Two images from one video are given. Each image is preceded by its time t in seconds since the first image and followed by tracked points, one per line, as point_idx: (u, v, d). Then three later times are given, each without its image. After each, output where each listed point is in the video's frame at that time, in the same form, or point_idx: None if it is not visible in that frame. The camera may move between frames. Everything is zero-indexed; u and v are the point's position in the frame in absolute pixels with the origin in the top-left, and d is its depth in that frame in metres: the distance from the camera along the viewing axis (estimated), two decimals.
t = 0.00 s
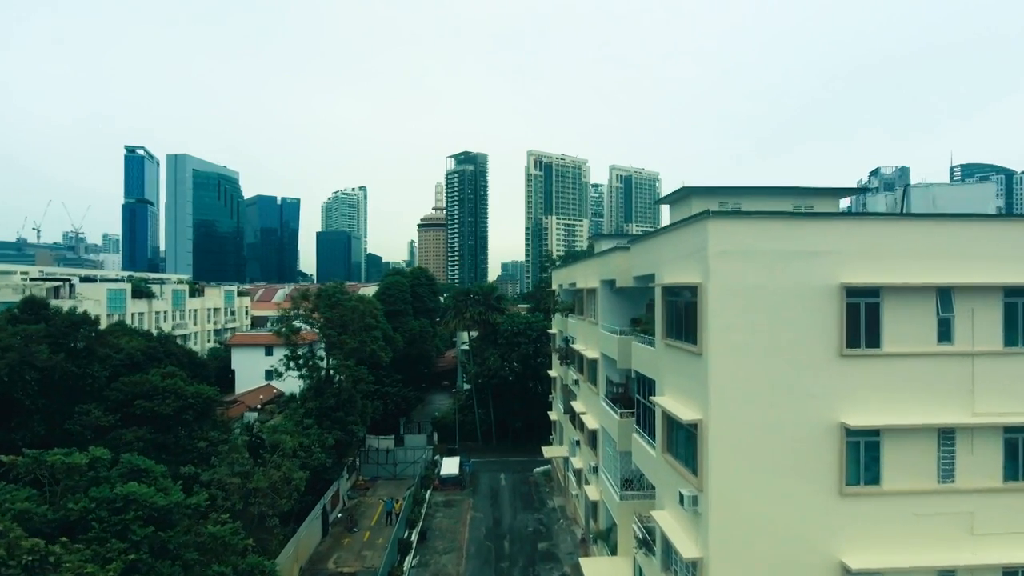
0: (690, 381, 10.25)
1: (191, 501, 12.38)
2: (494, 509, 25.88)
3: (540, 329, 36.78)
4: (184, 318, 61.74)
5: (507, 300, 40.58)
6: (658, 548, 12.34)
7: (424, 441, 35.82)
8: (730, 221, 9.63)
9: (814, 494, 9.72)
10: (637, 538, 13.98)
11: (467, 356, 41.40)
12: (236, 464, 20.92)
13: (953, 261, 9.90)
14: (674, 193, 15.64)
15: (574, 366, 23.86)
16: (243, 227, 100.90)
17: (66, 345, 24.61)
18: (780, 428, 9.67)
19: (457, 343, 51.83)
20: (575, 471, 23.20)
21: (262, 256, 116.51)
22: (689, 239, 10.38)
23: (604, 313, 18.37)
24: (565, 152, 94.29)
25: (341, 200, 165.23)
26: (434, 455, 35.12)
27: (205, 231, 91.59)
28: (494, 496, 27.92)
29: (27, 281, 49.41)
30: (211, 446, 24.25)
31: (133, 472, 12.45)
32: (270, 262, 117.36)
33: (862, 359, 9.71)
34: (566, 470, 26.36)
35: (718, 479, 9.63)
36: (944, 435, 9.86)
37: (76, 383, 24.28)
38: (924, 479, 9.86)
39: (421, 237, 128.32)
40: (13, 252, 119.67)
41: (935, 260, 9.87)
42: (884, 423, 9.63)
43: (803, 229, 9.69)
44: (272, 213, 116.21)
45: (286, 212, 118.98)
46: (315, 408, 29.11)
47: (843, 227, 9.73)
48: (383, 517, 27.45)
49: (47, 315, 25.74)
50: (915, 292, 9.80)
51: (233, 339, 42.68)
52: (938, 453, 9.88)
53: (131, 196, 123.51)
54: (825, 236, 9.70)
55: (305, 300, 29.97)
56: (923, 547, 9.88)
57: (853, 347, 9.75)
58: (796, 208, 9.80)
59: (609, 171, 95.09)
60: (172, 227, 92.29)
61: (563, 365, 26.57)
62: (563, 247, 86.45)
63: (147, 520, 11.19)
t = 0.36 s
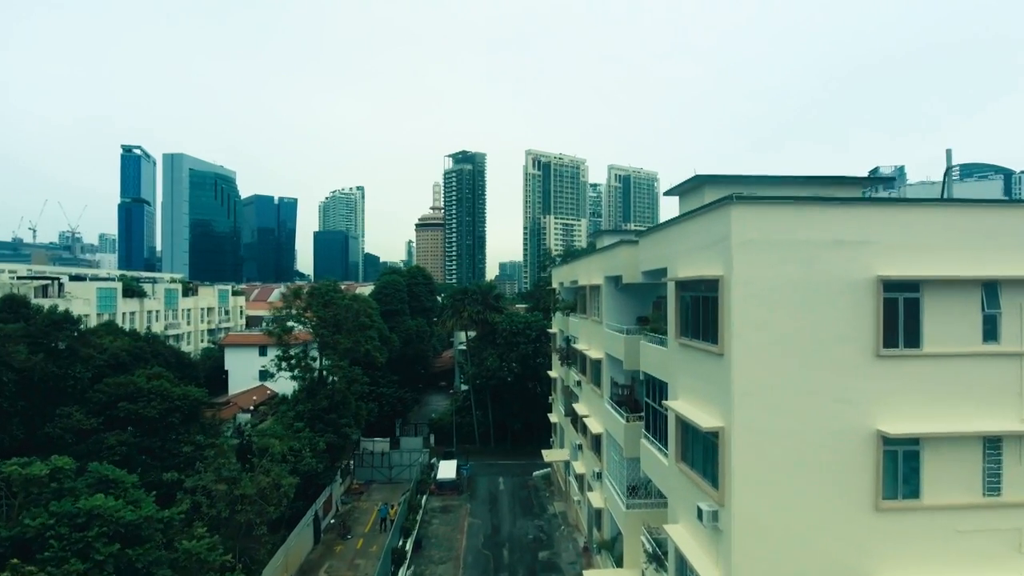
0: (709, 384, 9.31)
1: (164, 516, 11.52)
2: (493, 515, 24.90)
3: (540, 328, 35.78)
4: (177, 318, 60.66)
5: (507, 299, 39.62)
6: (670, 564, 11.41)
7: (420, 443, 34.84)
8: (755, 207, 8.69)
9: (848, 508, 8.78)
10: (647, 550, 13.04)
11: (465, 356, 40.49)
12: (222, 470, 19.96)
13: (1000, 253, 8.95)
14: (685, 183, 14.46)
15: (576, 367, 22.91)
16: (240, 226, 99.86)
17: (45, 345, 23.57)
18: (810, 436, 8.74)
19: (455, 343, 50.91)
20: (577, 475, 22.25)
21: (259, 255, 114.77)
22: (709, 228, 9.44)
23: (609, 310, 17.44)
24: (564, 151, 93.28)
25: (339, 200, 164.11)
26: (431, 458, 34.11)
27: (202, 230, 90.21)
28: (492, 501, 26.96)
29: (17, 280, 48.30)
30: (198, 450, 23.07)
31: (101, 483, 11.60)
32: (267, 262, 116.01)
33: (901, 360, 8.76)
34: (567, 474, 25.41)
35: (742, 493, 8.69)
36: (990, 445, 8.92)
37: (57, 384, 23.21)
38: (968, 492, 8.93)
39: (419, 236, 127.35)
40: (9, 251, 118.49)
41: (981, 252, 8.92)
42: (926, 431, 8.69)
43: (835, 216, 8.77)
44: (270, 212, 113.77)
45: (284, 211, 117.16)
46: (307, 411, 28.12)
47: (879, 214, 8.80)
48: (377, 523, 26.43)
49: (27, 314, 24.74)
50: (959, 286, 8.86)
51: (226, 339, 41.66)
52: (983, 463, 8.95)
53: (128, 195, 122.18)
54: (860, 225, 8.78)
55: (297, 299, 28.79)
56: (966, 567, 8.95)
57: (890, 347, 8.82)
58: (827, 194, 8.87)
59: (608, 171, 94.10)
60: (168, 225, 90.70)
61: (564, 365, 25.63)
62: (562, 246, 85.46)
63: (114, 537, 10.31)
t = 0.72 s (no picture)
0: (719, 387, 8.61)
1: (125, 531, 11.17)
2: (481, 521, 24.10)
3: (529, 328, 35.02)
4: (157, 319, 59.13)
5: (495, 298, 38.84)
6: None
7: (406, 446, 33.93)
8: (771, 193, 7.98)
9: (869, 520, 8.11)
10: (647, 562, 12.32)
11: (453, 357, 39.65)
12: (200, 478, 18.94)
13: None
14: (683, 175, 13.72)
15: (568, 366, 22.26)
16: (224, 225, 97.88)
17: (13, 347, 22.49)
18: (829, 443, 8.07)
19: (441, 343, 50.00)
20: (569, 479, 21.53)
21: (244, 255, 112.71)
22: (720, 218, 8.73)
23: (604, 309, 16.81)
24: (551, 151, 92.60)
25: (325, 200, 162.11)
26: (417, 462, 33.21)
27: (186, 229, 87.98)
28: (481, 506, 26.16)
29: None
30: (173, 455, 21.68)
31: (58, 496, 11.29)
32: (252, 262, 113.98)
33: (926, 360, 8.09)
34: (558, 477, 24.71)
35: (756, 506, 7.97)
36: (1018, 452, 8.28)
37: (24, 387, 22.08)
38: (995, 503, 8.29)
39: (406, 236, 126.21)
40: None
41: (1009, 243, 8.28)
42: (954, 438, 8.01)
43: (857, 205, 8.09)
44: (255, 212, 112.12)
45: (270, 211, 115.18)
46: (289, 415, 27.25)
47: (903, 202, 8.13)
48: (362, 530, 25.49)
49: None
50: (987, 280, 8.21)
51: (207, 339, 40.45)
52: (1011, 472, 8.31)
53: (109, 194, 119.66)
54: (883, 214, 8.09)
55: (279, 300, 28.04)
56: None
57: (915, 346, 8.15)
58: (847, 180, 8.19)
59: (596, 171, 93.58)
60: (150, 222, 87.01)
61: (555, 367, 24.91)
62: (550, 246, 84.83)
63: (67, 556, 10.08)
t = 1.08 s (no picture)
0: (729, 390, 7.94)
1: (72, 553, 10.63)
2: (464, 527, 23.28)
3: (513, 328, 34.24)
4: (128, 320, 57.24)
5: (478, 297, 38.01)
6: None
7: (386, 449, 32.98)
8: (787, 179, 7.33)
9: (890, 534, 7.48)
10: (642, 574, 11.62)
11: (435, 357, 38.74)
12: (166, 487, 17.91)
13: None
14: (679, 166, 13.05)
15: (555, 367, 21.52)
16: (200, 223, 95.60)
17: None
18: (849, 450, 7.43)
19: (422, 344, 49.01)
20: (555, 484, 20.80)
21: (221, 255, 110.16)
22: (730, 206, 8.07)
23: (594, 307, 16.11)
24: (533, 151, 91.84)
25: (303, 199, 159.68)
26: (397, 465, 32.25)
27: (160, 227, 85.63)
28: (463, 512, 25.33)
29: None
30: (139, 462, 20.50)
31: None
32: (229, 262, 111.55)
33: (952, 361, 7.47)
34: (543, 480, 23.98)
35: (771, 519, 7.31)
36: None
37: None
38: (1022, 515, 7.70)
39: (386, 236, 124.65)
40: None
41: None
42: (982, 444, 7.40)
43: (879, 192, 7.45)
44: (232, 211, 109.65)
45: (247, 209, 112.82)
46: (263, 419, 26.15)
47: (927, 188, 7.50)
48: (340, 538, 24.51)
49: None
50: (1014, 274, 7.60)
51: (179, 340, 39.04)
52: None
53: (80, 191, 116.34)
54: (906, 201, 7.46)
55: (253, 299, 26.73)
56: None
57: (940, 344, 7.53)
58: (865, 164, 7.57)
59: (577, 171, 93.00)
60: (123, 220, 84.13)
61: (540, 367, 24.16)
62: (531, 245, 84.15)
63: None
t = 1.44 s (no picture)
0: (737, 392, 7.37)
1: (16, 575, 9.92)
2: (444, 533, 22.50)
3: (492, 328, 33.51)
4: (93, 321, 55.21)
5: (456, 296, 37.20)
6: None
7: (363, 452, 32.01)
8: (803, 164, 6.76)
9: (911, 546, 6.95)
10: None
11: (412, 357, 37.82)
12: (127, 498, 16.99)
13: None
14: (672, 157, 12.48)
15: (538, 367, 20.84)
16: (170, 222, 93.03)
17: None
18: (867, 457, 6.88)
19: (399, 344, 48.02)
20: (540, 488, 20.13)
21: (191, 254, 107.65)
22: (738, 195, 7.51)
23: (582, 306, 15.50)
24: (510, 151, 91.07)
25: (277, 197, 156.86)
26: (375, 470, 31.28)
27: (128, 226, 83.10)
28: (443, 517, 24.56)
29: None
30: (100, 471, 18.87)
31: None
32: (200, 261, 109.00)
33: (975, 361, 6.96)
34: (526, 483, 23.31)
35: (786, 533, 6.73)
36: None
37: None
38: None
39: (362, 235, 122.91)
40: None
41: None
42: (1006, 448, 6.91)
43: (897, 179, 6.93)
44: (204, 209, 106.99)
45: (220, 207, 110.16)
46: (232, 423, 25.08)
47: (948, 175, 7.00)
48: (314, 546, 23.57)
49: None
50: None
51: (146, 341, 37.55)
52: None
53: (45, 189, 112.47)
54: (927, 189, 6.95)
55: (223, 299, 25.65)
56: None
57: (963, 342, 7.03)
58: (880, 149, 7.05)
59: (554, 171, 92.46)
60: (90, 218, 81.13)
61: (522, 368, 23.48)
62: (509, 245, 83.49)
63: None
